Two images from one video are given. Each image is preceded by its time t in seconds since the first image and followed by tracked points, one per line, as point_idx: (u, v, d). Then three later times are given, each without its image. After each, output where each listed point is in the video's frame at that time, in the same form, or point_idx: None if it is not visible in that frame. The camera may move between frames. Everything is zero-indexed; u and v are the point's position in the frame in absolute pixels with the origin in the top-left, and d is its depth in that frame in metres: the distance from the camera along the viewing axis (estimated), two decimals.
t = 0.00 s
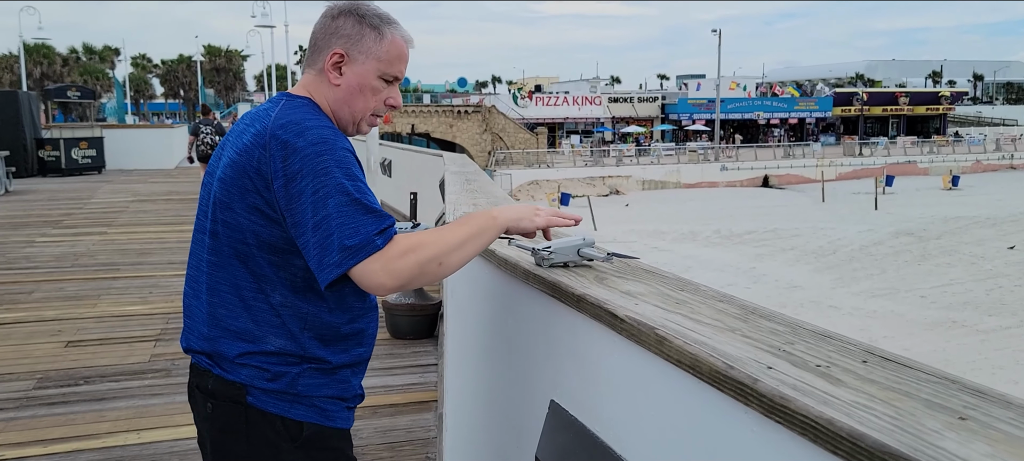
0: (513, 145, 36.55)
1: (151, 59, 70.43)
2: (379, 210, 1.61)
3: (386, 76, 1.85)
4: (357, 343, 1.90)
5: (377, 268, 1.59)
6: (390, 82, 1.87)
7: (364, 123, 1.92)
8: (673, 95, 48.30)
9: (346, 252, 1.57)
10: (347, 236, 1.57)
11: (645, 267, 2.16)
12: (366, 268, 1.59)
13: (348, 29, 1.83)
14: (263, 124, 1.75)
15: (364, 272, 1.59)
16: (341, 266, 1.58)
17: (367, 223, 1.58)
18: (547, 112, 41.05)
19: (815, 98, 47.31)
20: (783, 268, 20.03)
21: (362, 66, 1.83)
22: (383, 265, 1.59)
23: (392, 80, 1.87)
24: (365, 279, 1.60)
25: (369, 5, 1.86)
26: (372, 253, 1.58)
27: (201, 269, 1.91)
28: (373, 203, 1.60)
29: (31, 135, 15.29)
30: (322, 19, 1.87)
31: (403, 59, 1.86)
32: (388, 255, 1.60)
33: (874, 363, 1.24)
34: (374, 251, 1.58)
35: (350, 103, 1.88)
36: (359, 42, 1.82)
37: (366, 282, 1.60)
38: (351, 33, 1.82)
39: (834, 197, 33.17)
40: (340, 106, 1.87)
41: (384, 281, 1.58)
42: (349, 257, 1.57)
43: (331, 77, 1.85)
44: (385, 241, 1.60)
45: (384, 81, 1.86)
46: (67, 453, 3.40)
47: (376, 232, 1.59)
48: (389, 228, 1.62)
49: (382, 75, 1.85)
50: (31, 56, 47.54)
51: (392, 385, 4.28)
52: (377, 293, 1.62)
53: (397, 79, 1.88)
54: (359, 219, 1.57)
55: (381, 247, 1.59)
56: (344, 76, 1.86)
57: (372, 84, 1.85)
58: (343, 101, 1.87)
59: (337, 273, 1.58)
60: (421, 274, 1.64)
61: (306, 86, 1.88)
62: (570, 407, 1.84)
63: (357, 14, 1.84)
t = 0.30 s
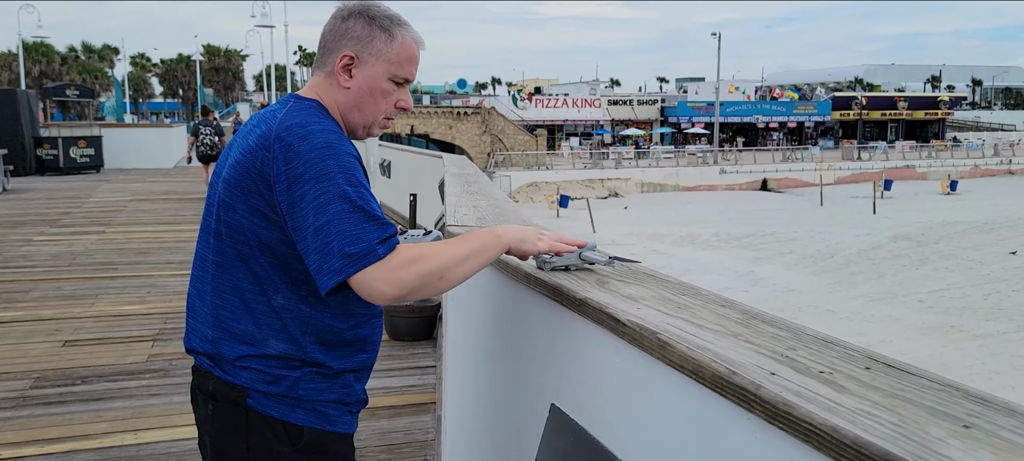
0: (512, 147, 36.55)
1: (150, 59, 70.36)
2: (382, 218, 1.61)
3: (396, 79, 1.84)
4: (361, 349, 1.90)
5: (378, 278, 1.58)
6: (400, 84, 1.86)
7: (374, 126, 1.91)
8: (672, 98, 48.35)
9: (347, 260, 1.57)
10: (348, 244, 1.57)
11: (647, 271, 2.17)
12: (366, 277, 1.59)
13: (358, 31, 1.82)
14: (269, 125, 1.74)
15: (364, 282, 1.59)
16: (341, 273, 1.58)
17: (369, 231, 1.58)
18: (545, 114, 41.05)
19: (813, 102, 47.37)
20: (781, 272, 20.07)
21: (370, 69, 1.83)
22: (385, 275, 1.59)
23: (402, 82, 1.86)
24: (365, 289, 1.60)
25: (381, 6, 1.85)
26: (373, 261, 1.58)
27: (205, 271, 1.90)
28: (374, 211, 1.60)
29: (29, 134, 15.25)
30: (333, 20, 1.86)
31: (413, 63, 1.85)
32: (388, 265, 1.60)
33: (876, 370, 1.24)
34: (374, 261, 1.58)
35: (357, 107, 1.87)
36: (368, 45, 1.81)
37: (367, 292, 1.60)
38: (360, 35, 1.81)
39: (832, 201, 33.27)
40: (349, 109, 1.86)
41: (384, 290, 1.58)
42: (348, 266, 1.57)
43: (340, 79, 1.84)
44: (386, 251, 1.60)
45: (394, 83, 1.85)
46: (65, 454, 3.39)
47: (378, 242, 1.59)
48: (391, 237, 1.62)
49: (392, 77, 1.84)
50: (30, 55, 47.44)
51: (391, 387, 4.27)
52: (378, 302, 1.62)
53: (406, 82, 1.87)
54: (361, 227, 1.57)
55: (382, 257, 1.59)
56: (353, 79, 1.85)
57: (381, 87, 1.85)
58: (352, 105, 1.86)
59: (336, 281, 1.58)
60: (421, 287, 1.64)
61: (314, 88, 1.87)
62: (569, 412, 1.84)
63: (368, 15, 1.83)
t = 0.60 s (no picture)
0: (511, 148, 36.55)
1: (148, 58, 70.22)
2: (376, 225, 1.61)
3: (398, 82, 1.84)
4: (358, 352, 1.90)
5: (373, 287, 1.58)
6: (402, 88, 1.86)
7: (373, 129, 1.91)
8: (670, 101, 48.39)
9: (341, 266, 1.57)
10: (345, 250, 1.57)
11: (645, 273, 2.17)
12: (361, 284, 1.58)
13: (362, 33, 1.82)
14: (269, 127, 1.74)
15: (355, 291, 1.58)
16: (333, 279, 1.57)
17: (365, 239, 1.58)
18: (543, 116, 41.07)
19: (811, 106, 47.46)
20: (777, 275, 20.09)
21: (372, 72, 1.82)
22: (381, 283, 1.59)
23: (404, 86, 1.85)
24: (357, 298, 1.59)
25: (383, 7, 1.84)
26: (368, 270, 1.58)
27: (202, 273, 1.90)
28: (370, 217, 1.60)
29: (26, 133, 15.23)
30: (336, 21, 1.86)
31: (417, 66, 1.85)
32: (384, 273, 1.60)
33: (872, 374, 1.24)
34: (369, 269, 1.58)
35: (359, 110, 1.86)
36: (372, 47, 1.80)
37: (357, 301, 1.59)
38: (364, 38, 1.81)
39: (829, 204, 33.30)
40: (350, 111, 1.86)
41: (377, 297, 1.58)
42: (342, 272, 1.57)
43: (342, 81, 1.84)
44: (381, 260, 1.60)
45: (395, 86, 1.85)
46: (58, 453, 3.38)
47: (374, 250, 1.59)
48: (384, 246, 1.62)
49: (394, 81, 1.84)
50: (28, 53, 47.32)
51: (387, 388, 4.27)
52: (372, 309, 1.62)
53: (408, 86, 1.87)
54: (356, 234, 1.57)
55: (376, 266, 1.59)
56: (355, 81, 1.85)
57: (382, 91, 1.84)
58: (352, 108, 1.86)
59: (331, 286, 1.58)
60: (416, 296, 1.64)
61: (316, 90, 1.87)
62: (566, 415, 1.84)
63: (372, 17, 1.82)
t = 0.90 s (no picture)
0: (507, 150, 36.58)
1: (144, 58, 70.19)
2: (366, 229, 1.61)
3: (392, 81, 1.84)
4: (351, 353, 1.90)
5: (358, 290, 1.58)
6: (396, 87, 1.86)
7: (368, 130, 1.91)
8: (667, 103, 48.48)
9: (329, 269, 1.57)
10: (334, 252, 1.57)
11: (639, 274, 2.17)
12: (349, 288, 1.58)
13: (357, 33, 1.82)
14: (262, 127, 1.74)
15: (342, 295, 1.58)
16: (321, 281, 1.57)
17: (354, 243, 1.58)
18: (540, 117, 41.11)
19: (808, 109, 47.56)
20: (774, 277, 20.10)
21: (367, 72, 1.82)
22: (368, 287, 1.59)
23: (398, 86, 1.86)
24: (343, 301, 1.59)
25: (378, 8, 1.84)
26: (356, 274, 1.58)
27: (196, 272, 1.90)
28: (360, 219, 1.60)
29: (22, 132, 15.19)
30: (329, 22, 1.86)
31: (411, 66, 1.85)
32: (372, 277, 1.60)
33: (864, 375, 1.24)
34: (357, 272, 1.58)
35: (353, 110, 1.87)
36: (366, 47, 1.81)
37: (343, 304, 1.59)
38: (358, 38, 1.81)
39: (825, 207, 33.35)
40: (343, 112, 1.86)
41: (364, 301, 1.58)
42: (331, 275, 1.57)
43: (336, 82, 1.83)
44: (369, 265, 1.60)
45: (389, 87, 1.85)
46: (52, 453, 3.38)
47: (363, 253, 1.59)
48: (373, 250, 1.62)
49: (388, 81, 1.84)
50: (24, 52, 47.28)
51: (382, 389, 4.27)
52: (359, 312, 1.62)
53: (403, 85, 1.87)
54: (345, 238, 1.57)
55: (364, 270, 1.59)
56: (349, 81, 1.85)
57: (377, 90, 1.84)
58: (346, 108, 1.86)
59: (320, 288, 1.58)
60: (403, 298, 1.64)
61: (310, 90, 1.87)
62: (559, 415, 1.84)
63: (366, 17, 1.82)
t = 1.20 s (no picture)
0: (506, 151, 36.56)
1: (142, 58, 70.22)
2: (360, 230, 1.61)
3: (388, 82, 1.84)
4: (347, 352, 1.90)
5: (351, 292, 1.59)
6: (392, 88, 1.86)
7: (363, 130, 1.91)
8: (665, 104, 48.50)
9: (324, 270, 1.57)
10: (326, 254, 1.57)
11: (635, 275, 2.18)
12: (342, 291, 1.59)
13: (353, 35, 1.82)
14: (257, 127, 1.74)
15: (337, 296, 1.59)
16: (315, 282, 1.58)
17: (348, 244, 1.58)
18: (538, 119, 41.10)
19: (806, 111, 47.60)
20: (771, 280, 20.09)
21: (363, 73, 1.83)
22: (360, 291, 1.60)
23: (394, 87, 1.86)
24: (338, 302, 1.60)
25: (373, 9, 1.85)
26: (349, 275, 1.59)
27: (191, 272, 1.90)
28: (354, 220, 1.60)
29: (20, 131, 15.18)
30: (325, 23, 1.86)
31: (408, 68, 1.86)
32: (365, 280, 1.60)
33: (859, 377, 1.24)
34: (351, 274, 1.59)
35: (349, 111, 1.87)
36: (363, 50, 1.81)
37: (338, 304, 1.60)
38: (356, 39, 1.81)
39: (823, 209, 33.34)
40: (339, 114, 1.86)
41: (357, 302, 1.59)
42: (326, 275, 1.57)
43: (333, 83, 1.84)
44: (363, 266, 1.61)
45: (385, 88, 1.85)
46: (48, 453, 3.37)
47: (356, 256, 1.59)
48: (367, 252, 1.62)
49: (384, 82, 1.84)
50: (21, 52, 47.26)
51: (378, 390, 4.27)
52: (349, 314, 1.63)
53: (398, 87, 1.87)
54: (340, 239, 1.58)
55: (359, 272, 1.60)
56: (346, 83, 1.85)
57: (373, 92, 1.85)
58: (342, 110, 1.87)
59: (313, 289, 1.58)
60: (393, 300, 1.65)
61: (306, 90, 1.87)
62: (554, 415, 1.85)
63: (363, 18, 1.82)
